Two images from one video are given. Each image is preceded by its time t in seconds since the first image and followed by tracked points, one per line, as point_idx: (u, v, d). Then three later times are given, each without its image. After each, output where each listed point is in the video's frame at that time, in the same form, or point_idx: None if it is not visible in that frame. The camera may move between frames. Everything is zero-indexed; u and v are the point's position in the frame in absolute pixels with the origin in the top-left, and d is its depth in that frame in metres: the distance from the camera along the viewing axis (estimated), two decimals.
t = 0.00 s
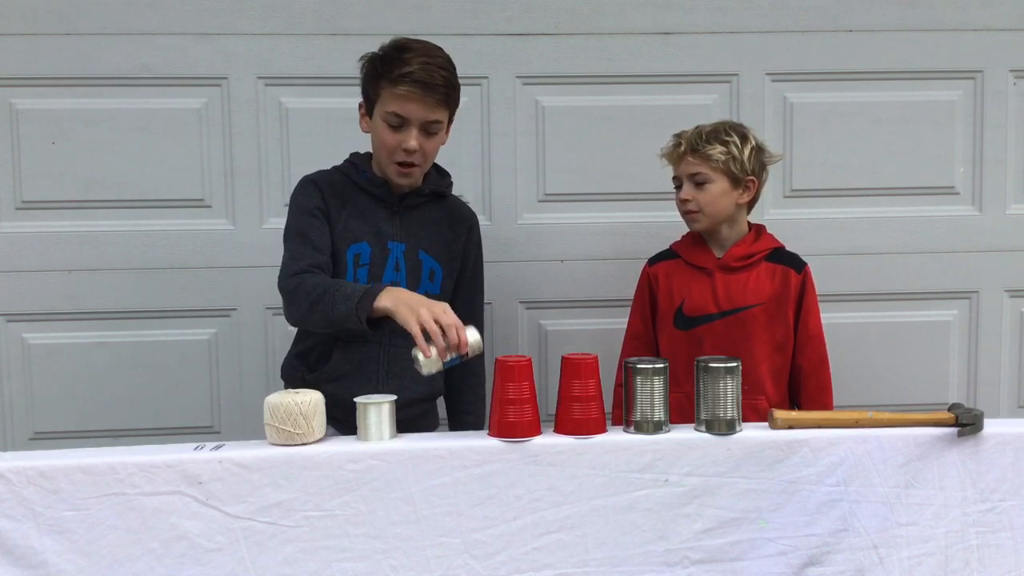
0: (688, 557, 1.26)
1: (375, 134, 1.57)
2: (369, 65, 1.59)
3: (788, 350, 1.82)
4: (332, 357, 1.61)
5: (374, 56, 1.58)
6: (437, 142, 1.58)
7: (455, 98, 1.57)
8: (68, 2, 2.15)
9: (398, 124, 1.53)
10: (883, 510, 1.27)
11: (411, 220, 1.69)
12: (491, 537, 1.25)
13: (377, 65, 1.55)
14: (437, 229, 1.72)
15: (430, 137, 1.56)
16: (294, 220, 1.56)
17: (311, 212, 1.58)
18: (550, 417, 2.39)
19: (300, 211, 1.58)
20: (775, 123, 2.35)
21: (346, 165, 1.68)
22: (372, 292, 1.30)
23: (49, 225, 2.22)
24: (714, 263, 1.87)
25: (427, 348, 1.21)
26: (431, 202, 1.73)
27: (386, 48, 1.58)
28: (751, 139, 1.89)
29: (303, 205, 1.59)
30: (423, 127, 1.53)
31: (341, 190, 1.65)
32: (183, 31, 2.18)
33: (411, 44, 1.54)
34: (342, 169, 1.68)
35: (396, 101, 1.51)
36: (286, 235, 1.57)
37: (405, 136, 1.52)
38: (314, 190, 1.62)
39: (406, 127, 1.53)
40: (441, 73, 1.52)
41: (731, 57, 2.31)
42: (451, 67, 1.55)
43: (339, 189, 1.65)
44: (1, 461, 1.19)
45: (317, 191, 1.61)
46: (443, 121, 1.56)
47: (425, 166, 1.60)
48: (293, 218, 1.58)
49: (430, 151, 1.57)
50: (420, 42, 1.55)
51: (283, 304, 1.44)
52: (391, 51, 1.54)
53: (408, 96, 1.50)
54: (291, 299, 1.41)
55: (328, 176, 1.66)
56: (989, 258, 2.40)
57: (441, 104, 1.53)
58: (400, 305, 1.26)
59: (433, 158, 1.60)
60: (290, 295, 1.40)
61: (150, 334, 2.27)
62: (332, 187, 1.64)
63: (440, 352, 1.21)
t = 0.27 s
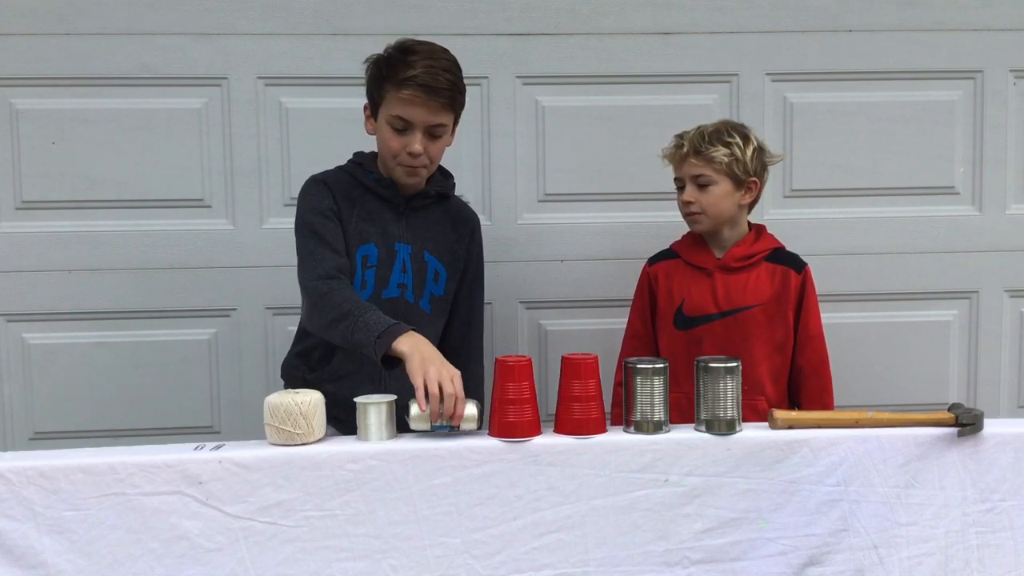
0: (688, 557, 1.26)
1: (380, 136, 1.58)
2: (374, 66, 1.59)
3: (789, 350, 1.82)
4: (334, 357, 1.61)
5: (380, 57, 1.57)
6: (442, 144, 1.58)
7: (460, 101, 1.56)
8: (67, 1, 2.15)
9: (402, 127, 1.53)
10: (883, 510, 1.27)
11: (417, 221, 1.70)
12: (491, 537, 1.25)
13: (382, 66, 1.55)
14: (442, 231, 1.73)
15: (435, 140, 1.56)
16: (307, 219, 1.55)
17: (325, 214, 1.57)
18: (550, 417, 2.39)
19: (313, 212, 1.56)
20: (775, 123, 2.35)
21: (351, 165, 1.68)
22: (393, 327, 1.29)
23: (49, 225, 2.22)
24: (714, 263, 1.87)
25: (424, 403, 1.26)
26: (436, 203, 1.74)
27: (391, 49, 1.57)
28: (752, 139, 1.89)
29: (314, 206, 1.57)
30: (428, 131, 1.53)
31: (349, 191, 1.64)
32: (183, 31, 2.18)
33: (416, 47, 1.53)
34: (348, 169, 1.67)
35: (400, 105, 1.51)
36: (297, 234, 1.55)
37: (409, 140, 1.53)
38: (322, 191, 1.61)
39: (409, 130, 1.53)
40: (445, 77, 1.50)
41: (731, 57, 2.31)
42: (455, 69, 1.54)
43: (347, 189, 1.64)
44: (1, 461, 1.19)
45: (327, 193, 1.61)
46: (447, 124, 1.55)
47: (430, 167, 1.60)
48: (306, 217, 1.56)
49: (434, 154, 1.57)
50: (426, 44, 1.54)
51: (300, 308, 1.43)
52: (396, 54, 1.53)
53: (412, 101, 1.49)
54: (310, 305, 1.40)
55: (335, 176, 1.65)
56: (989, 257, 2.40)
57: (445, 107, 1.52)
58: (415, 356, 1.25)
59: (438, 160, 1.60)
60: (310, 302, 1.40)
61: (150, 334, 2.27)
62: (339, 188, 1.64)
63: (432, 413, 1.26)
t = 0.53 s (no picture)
0: (688, 557, 1.26)
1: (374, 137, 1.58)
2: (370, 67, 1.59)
3: (789, 350, 1.82)
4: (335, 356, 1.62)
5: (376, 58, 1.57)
6: (436, 146, 1.57)
7: (454, 102, 1.55)
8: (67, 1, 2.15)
9: (395, 129, 1.52)
10: (883, 510, 1.27)
11: (419, 220, 1.70)
12: (491, 537, 1.25)
13: (377, 68, 1.54)
14: (444, 231, 1.73)
15: (428, 142, 1.55)
16: (307, 223, 1.55)
17: (325, 218, 1.56)
18: (550, 417, 2.39)
19: (314, 216, 1.56)
20: (775, 123, 2.35)
21: (352, 165, 1.67)
22: (393, 339, 1.30)
23: (49, 225, 2.22)
24: (714, 263, 1.87)
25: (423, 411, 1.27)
26: (438, 203, 1.73)
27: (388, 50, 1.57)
28: (753, 140, 1.89)
29: (314, 209, 1.57)
30: (420, 132, 1.52)
31: (350, 192, 1.64)
32: (183, 31, 2.18)
33: (411, 48, 1.53)
34: (349, 169, 1.67)
35: (392, 106, 1.50)
36: (298, 238, 1.55)
37: (401, 141, 1.52)
38: (324, 193, 1.61)
39: (401, 132, 1.52)
40: (438, 79, 1.50)
41: (731, 57, 2.31)
42: (450, 71, 1.53)
43: (348, 190, 1.64)
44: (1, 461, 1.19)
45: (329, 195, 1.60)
46: (441, 126, 1.54)
47: (424, 169, 1.59)
48: (307, 221, 1.56)
49: (427, 156, 1.56)
50: (422, 45, 1.54)
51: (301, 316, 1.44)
52: (391, 55, 1.53)
53: (404, 102, 1.49)
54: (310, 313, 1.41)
55: (337, 177, 1.65)
56: (989, 257, 2.40)
57: (437, 109, 1.52)
58: (413, 367, 1.26)
59: (432, 161, 1.59)
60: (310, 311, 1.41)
61: (150, 334, 2.27)
62: (341, 189, 1.63)
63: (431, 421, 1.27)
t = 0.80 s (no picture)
0: (688, 557, 1.26)
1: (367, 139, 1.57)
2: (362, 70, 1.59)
3: (789, 350, 1.82)
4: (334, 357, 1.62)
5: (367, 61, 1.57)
6: (430, 147, 1.56)
7: (446, 102, 1.55)
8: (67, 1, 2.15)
9: (387, 129, 1.52)
10: (883, 510, 1.27)
11: (418, 219, 1.69)
12: (491, 537, 1.25)
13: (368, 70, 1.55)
14: (443, 229, 1.72)
15: (421, 142, 1.54)
16: (302, 230, 1.56)
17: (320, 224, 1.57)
18: (550, 417, 2.39)
19: (309, 222, 1.57)
20: (775, 123, 2.35)
21: (350, 166, 1.67)
22: (386, 351, 1.32)
23: (49, 225, 2.22)
24: (714, 263, 1.87)
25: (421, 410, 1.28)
26: (437, 201, 1.73)
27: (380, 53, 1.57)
28: (754, 140, 1.89)
29: (310, 215, 1.58)
30: (412, 132, 1.52)
31: (346, 194, 1.64)
32: (183, 31, 2.18)
33: (403, 49, 1.54)
34: (347, 170, 1.67)
35: (384, 107, 1.50)
36: (294, 245, 1.57)
37: (393, 141, 1.52)
38: (320, 197, 1.61)
39: (393, 132, 1.52)
40: (430, 78, 1.50)
41: (731, 57, 2.31)
42: (443, 71, 1.54)
43: (344, 192, 1.64)
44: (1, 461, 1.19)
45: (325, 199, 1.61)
46: (434, 126, 1.54)
47: (417, 170, 1.58)
48: (302, 228, 1.57)
49: (421, 157, 1.55)
50: (414, 46, 1.55)
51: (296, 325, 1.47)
52: (383, 56, 1.53)
53: (395, 102, 1.48)
54: (306, 323, 1.43)
55: (333, 180, 1.65)
56: (989, 257, 2.40)
57: (429, 109, 1.51)
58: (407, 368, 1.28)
59: (425, 163, 1.58)
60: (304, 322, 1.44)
61: (150, 334, 2.27)
62: (337, 191, 1.63)
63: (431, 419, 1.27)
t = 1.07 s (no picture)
0: (688, 557, 1.26)
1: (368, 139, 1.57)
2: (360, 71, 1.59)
3: (788, 350, 1.82)
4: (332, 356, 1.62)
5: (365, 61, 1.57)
6: (431, 145, 1.56)
7: (446, 100, 1.56)
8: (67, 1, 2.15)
9: (388, 129, 1.52)
10: (883, 510, 1.27)
11: (416, 218, 1.69)
12: (491, 537, 1.25)
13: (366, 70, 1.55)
14: (442, 228, 1.72)
15: (422, 141, 1.54)
16: (300, 231, 1.56)
17: (318, 224, 1.57)
18: (550, 417, 2.39)
19: (306, 222, 1.57)
20: (775, 123, 2.35)
21: (348, 165, 1.67)
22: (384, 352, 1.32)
23: (49, 225, 2.22)
24: (714, 263, 1.87)
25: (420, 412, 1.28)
26: (436, 200, 1.72)
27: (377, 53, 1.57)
28: (758, 141, 1.90)
29: (308, 214, 1.58)
30: (413, 131, 1.52)
31: (345, 194, 1.64)
32: (183, 31, 2.18)
33: (400, 48, 1.54)
34: (345, 169, 1.67)
35: (384, 106, 1.50)
36: (291, 246, 1.57)
37: (394, 141, 1.51)
38: (317, 197, 1.61)
39: (394, 132, 1.52)
40: (430, 76, 1.50)
41: (731, 57, 2.31)
42: (441, 68, 1.54)
43: (342, 191, 1.64)
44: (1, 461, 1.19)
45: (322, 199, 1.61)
46: (434, 124, 1.54)
47: (419, 169, 1.58)
48: (300, 229, 1.57)
49: (423, 156, 1.55)
50: (411, 45, 1.55)
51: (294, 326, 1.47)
52: (381, 56, 1.53)
53: (395, 101, 1.48)
54: (303, 325, 1.43)
55: (332, 180, 1.65)
56: (988, 257, 2.40)
57: (430, 107, 1.52)
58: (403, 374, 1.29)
59: (427, 161, 1.58)
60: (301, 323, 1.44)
61: (150, 334, 2.27)
62: (335, 191, 1.63)
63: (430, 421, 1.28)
